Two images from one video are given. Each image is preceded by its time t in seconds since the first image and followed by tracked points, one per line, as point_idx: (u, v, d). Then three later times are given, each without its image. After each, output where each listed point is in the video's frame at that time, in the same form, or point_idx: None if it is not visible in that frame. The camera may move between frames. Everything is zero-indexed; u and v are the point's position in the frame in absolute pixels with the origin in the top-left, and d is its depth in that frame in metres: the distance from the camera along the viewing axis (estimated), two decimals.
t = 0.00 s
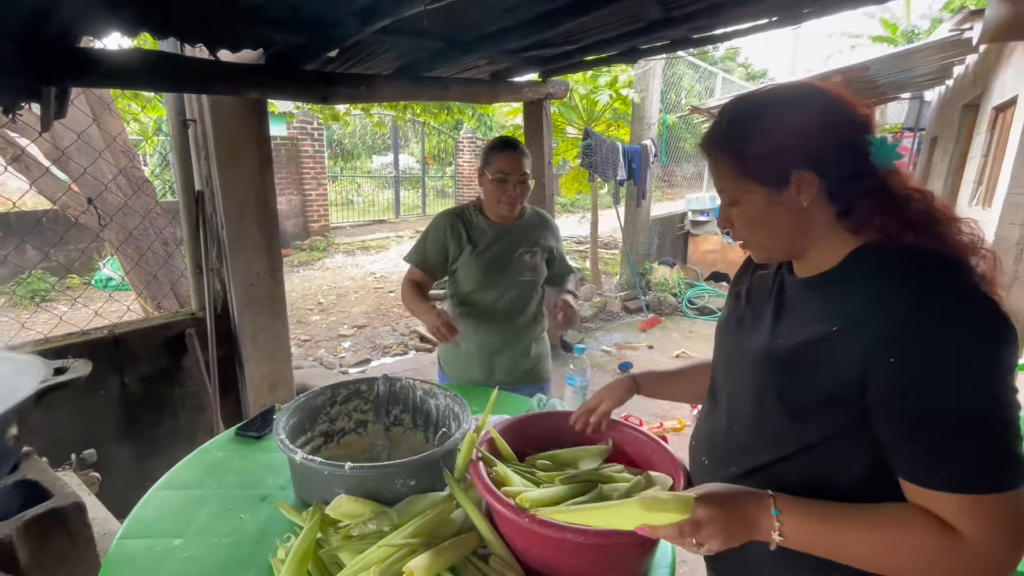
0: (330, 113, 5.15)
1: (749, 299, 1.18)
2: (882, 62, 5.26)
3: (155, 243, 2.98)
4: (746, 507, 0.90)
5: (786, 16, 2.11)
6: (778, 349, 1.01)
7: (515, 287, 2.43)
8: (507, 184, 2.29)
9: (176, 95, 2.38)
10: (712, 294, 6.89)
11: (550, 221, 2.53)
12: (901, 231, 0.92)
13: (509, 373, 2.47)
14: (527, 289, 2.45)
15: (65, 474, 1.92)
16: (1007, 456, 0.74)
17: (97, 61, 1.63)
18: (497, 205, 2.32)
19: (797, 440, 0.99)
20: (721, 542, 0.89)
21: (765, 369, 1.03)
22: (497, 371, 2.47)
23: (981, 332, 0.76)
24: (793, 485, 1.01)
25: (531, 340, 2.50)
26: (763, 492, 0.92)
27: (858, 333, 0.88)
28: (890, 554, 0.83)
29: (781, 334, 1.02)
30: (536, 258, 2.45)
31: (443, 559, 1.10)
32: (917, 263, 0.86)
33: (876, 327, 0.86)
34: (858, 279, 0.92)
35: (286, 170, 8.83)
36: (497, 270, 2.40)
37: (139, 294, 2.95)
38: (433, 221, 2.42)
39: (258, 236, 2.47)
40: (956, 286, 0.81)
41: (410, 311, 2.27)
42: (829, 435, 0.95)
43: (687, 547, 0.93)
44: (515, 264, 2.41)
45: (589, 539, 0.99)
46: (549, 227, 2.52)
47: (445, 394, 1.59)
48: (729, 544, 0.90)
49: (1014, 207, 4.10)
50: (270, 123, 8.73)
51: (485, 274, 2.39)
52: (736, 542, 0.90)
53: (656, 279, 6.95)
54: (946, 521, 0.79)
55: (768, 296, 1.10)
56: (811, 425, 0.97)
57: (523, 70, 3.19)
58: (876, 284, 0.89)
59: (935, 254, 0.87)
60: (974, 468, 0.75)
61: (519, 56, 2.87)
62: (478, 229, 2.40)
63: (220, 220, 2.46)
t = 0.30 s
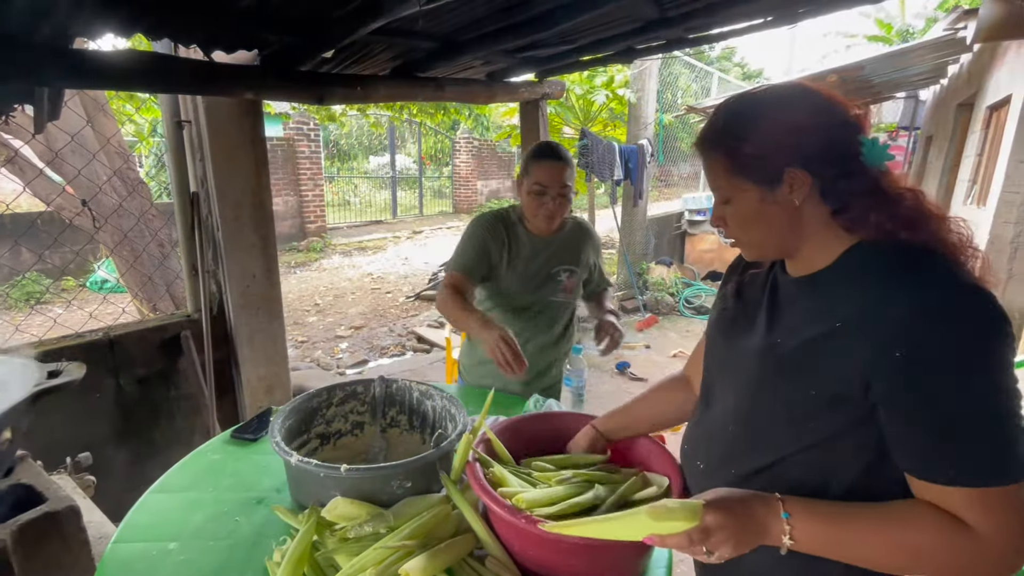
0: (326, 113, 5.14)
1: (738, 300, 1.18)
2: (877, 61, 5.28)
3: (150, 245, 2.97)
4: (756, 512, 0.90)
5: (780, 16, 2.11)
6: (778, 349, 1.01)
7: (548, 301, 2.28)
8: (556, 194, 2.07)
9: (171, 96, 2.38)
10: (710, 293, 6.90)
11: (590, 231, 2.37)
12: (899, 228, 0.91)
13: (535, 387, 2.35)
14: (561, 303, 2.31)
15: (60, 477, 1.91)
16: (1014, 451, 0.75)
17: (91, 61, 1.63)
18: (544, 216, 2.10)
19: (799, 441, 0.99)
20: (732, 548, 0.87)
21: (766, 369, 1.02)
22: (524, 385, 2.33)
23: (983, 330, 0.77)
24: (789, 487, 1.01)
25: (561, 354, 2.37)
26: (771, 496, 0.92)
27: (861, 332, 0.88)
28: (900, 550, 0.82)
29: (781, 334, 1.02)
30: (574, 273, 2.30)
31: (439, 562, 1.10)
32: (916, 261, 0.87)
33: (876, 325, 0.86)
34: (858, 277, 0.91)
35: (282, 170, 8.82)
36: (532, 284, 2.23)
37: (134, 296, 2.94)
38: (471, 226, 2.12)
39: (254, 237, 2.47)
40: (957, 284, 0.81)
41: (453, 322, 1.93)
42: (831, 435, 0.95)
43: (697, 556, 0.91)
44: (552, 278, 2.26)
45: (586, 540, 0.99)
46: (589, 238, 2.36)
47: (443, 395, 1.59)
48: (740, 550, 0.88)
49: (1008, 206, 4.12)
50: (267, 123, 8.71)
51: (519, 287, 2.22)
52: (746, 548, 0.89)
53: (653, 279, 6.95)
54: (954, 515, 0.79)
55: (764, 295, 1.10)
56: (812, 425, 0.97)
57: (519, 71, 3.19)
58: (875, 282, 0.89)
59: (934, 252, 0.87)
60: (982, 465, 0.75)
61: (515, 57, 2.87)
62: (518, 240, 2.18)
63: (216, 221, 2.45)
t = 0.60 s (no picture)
0: (321, 113, 5.13)
1: (736, 299, 1.18)
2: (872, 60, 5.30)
3: (146, 246, 2.96)
4: (742, 510, 0.90)
5: (776, 16, 2.11)
6: (773, 350, 1.01)
7: (570, 317, 2.09)
8: (585, 210, 1.85)
9: (166, 96, 2.37)
10: (707, 292, 6.90)
11: (626, 247, 2.13)
12: (901, 230, 0.90)
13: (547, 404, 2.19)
14: (584, 320, 2.11)
15: (55, 480, 1.90)
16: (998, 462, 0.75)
17: (84, 61, 1.62)
18: (569, 232, 1.90)
19: (793, 442, 0.99)
20: (716, 546, 0.88)
21: (761, 370, 1.02)
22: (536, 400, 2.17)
23: (978, 339, 0.76)
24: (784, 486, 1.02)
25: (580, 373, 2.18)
26: (758, 496, 0.92)
27: (856, 337, 0.88)
28: (881, 553, 0.83)
29: (775, 335, 1.02)
30: (601, 290, 2.09)
31: (434, 562, 1.10)
32: (914, 265, 0.86)
33: (870, 329, 0.86)
34: (856, 280, 0.91)
35: (278, 171, 8.80)
36: (553, 296, 2.06)
37: (130, 298, 2.93)
38: (491, 231, 1.95)
39: (250, 238, 2.46)
40: (955, 292, 0.81)
41: (464, 332, 1.78)
42: (824, 436, 0.95)
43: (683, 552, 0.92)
44: (576, 293, 2.06)
45: (581, 539, 0.99)
46: (623, 255, 2.12)
47: (439, 396, 1.59)
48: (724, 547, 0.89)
49: (1003, 203, 4.13)
50: (263, 124, 8.70)
51: (538, 298, 2.06)
52: (731, 546, 0.89)
53: (650, 278, 6.96)
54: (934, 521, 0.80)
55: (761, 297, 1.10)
56: (806, 427, 0.97)
57: (515, 70, 3.18)
58: (869, 286, 0.89)
59: (933, 258, 0.86)
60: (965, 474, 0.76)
61: (511, 56, 2.87)
62: (541, 251, 2.00)
63: (211, 222, 2.44)
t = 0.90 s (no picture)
0: (318, 114, 5.12)
1: (736, 297, 1.18)
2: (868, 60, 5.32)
3: (142, 247, 2.94)
4: (726, 501, 0.93)
5: (771, 16, 2.11)
6: (765, 351, 1.01)
7: (573, 322, 2.09)
8: (588, 215, 1.84)
9: (162, 97, 2.36)
10: (705, 292, 6.92)
11: (631, 252, 2.11)
12: (891, 233, 0.90)
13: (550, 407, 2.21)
14: (587, 325, 2.11)
15: (51, 482, 1.89)
16: (982, 468, 0.75)
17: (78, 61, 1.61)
18: (573, 238, 1.88)
19: (787, 440, 1.00)
20: (695, 528, 0.91)
21: (754, 370, 1.02)
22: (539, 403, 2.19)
23: (965, 345, 0.76)
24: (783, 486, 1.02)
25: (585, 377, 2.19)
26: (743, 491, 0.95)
27: (847, 339, 0.87)
28: (862, 554, 0.84)
29: (767, 334, 1.02)
30: (606, 294, 2.09)
31: (433, 563, 1.10)
32: (905, 269, 0.85)
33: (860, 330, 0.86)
34: (849, 283, 0.91)
35: (275, 172, 8.78)
36: (557, 300, 2.05)
37: (126, 299, 2.92)
38: (495, 235, 1.93)
39: (247, 238, 2.46)
40: (943, 299, 0.80)
41: (464, 336, 1.75)
42: (816, 435, 0.96)
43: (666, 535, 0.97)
44: (580, 298, 2.06)
45: (581, 539, 0.99)
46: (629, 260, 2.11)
47: (437, 397, 1.59)
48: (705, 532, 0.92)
49: (998, 202, 4.15)
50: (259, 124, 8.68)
51: (542, 302, 2.05)
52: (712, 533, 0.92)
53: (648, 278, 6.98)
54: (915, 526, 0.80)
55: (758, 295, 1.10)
56: (799, 426, 0.97)
57: (513, 70, 3.18)
58: (861, 288, 0.89)
59: (926, 262, 0.86)
60: (950, 479, 0.75)
61: (508, 56, 2.87)
62: (546, 255, 1.98)
63: (208, 223, 2.44)
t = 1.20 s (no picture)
0: (315, 115, 5.11)
1: (737, 295, 1.19)
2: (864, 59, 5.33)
3: (139, 249, 2.93)
4: (691, 482, 0.99)
5: (768, 16, 2.11)
6: (754, 346, 1.01)
7: (576, 326, 2.08)
8: (587, 222, 1.83)
9: (158, 98, 2.35)
10: (702, 292, 6.93)
11: (632, 255, 2.11)
12: (885, 234, 0.90)
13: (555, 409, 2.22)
14: (590, 328, 2.11)
15: (47, 486, 1.88)
16: (946, 471, 0.76)
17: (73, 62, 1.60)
18: (573, 245, 1.87)
19: (770, 437, 1.01)
20: (659, 496, 0.98)
21: (742, 365, 1.03)
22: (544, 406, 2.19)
23: (943, 348, 0.76)
24: (773, 487, 1.02)
25: (588, 379, 2.20)
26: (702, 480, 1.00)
27: (831, 335, 0.88)
28: (805, 544, 0.87)
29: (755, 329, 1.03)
30: (608, 298, 2.09)
31: (433, 565, 1.09)
32: (894, 271, 0.86)
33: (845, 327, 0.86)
34: (839, 282, 0.91)
35: (272, 173, 8.76)
36: (559, 306, 2.04)
37: (123, 301, 2.91)
38: (497, 243, 1.90)
39: (244, 240, 2.45)
40: (927, 303, 0.81)
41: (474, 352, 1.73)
42: (798, 433, 0.96)
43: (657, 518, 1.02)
44: (583, 303, 2.05)
45: (581, 539, 0.98)
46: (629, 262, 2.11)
47: (434, 398, 1.58)
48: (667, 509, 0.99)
49: (994, 202, 4.17)
50: (257, 125, 8.66)
51: (545, 307, 2.04)
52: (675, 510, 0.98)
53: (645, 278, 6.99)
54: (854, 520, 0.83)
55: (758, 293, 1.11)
56: (783, 423, 0.98)
57: (510, 71, 3.18)
58: (851, 287, 0.89)
59: (915, 266, 0.86)
60: (912, 478, 0.76)
61: (505, 57, 2.87)
62: (548, 261, 1.97)
63: (205, 225, 2.43)
